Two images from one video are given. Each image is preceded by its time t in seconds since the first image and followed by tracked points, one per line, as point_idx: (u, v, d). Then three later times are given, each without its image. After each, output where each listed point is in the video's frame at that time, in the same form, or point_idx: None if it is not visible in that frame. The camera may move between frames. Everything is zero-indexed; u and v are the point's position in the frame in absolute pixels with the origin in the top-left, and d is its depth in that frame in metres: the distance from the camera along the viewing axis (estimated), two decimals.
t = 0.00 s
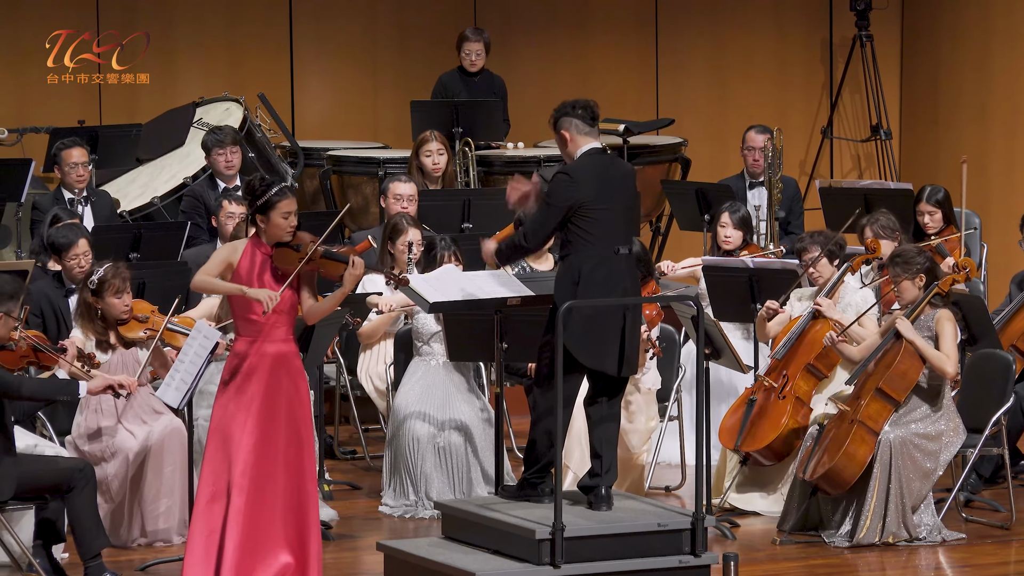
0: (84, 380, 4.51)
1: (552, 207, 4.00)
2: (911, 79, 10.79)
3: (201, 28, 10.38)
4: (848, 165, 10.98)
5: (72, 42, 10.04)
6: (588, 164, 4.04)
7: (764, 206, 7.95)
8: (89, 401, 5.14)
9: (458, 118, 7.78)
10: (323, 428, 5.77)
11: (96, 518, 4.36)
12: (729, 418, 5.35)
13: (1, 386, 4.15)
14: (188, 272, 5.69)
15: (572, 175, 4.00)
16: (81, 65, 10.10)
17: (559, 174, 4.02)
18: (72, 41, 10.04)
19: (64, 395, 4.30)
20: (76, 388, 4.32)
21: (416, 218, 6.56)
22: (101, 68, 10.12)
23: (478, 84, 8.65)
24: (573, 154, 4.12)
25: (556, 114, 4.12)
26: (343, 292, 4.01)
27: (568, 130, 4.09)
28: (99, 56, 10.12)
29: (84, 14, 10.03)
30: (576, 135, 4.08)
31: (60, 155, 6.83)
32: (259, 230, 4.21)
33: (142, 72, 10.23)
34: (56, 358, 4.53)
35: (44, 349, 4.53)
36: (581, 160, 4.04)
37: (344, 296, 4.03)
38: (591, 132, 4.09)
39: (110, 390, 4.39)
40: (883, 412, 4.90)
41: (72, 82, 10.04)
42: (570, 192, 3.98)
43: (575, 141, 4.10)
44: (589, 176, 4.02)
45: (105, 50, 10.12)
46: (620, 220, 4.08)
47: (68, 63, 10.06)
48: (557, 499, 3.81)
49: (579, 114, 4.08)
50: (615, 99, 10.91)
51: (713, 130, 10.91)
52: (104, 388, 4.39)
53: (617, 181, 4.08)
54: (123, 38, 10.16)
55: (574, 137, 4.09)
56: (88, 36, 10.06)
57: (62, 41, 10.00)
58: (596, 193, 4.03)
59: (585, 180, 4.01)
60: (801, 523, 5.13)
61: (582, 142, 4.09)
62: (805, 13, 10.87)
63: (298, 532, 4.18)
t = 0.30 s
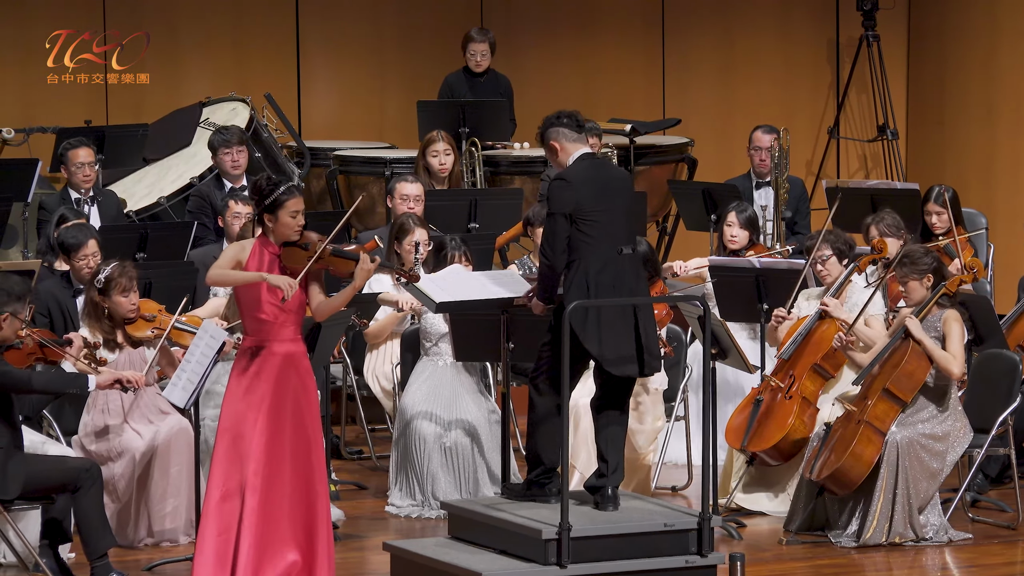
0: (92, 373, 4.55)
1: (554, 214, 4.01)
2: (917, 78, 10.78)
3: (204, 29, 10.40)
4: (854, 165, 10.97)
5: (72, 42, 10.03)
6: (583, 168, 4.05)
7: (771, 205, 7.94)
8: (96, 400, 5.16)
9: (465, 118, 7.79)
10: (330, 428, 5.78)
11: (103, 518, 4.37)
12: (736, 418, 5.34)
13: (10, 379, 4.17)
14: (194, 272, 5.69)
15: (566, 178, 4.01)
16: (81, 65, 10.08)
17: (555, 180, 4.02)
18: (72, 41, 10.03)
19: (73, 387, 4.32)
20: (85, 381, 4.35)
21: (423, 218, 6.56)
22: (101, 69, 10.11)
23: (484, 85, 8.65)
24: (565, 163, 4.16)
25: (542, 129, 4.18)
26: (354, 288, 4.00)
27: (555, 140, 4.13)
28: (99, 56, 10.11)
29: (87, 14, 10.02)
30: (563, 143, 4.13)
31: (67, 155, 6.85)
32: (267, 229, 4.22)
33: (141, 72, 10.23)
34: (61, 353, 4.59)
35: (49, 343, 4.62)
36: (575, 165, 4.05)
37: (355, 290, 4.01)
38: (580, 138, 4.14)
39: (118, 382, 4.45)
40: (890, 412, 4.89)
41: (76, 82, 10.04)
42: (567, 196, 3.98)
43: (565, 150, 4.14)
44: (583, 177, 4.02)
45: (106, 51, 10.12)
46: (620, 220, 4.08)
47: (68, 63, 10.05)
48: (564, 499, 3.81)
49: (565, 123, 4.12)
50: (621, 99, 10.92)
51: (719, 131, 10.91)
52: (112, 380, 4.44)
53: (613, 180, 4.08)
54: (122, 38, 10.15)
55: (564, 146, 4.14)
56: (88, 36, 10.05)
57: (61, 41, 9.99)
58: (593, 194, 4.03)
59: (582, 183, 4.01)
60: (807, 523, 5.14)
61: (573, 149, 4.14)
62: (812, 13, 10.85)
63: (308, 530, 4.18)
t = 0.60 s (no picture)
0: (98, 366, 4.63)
1: (550, 206, 4.01)
2: (924, 78, 10.77)
3: (209, 29, 10.41)
4: (861, 165, 10.95)
5: (72, 42, 10.02)
6: (582, 161, 4.05)
7: (778, 205, 7.94)
8: (103, 399, 5.16)
9: (472, 118, 7.80)
10: (337, 427, 5.79)
11: (110, 518, 4.38)
12: (743, 417, 5.35)
13: (17, 373, 4.16)
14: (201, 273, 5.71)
15: (566, 172, 4.01)
16: (82, 65, 10.08)
17: (554, 171, 4.02)
18: (72, 41, 10.01)
19: (80, 379, 4.34)
20: (91, 372, 4.36)
21: (430, 218, 6.57)
22: (102, 68, 10.10)
23: (490, 85, 8.66)
24: (564, 147, 4.14)
25: (545, 108, 4.13)
26: (360, 287, 4.00)
27: (557, 124, 4.11)
28: (100, 56, 10.09)
29: (91, 14, 10.02)
30: (565, 129, 4.11)
31: (73, 155, 6.86)
32: (274, 229, 4.22)
33: (144, 72, 10.24)
34: (68, 351, 4.65)
35: (55, 342, 4.65)
36: (574, 157, 4.06)
37: (362, 290, 4.02)
38: (581, 126, 4.11)
39: (119, 376, 4.46)
40: (897, 413, 4.90)
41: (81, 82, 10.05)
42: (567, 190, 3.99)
43: (566, 134, 4.12)
44: (582, 171, 4.03)
45: (106, 51, 10.10)
46: (610, 213, 4.12)
47: (69, 63, 10.04)
48: (571, 500, 3.81)
49: (569, 108, 4.10)
50: (628, 99, 10.92)
51: (726, 131, 10.90)
52: (115, 372, 4.45)
53: (608, 175, 4.10)
54: (122, 38, 10.15)
55: (565, 130, 4.11)
56: (88, 36, 10.03)
57: (62, 41, 9.98)
58: (589, 188, 4.04)
59: (581, 177, 4.02)
60: (814, 523, 5.13)
61: (573, 136, 4.12)
62: (818, 13, 10.84)
63: (315, 531, 4.18)
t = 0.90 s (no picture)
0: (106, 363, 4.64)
1: (525, 196, 4.03)
2: (931, 78, 10.75)
3: (212, 29, 10.42)
4: (868, 165, 10.93)
5: (72, 42, 10.02)
6: (567, 156, 4.07)
7: (785, 205, 7.93)
8: (110, 399, 5.16)
9: (479, 118, 7.80)
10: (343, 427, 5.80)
11: (117, 518, 4.39)
12: (749, 417, 5.34)
13: (27, 374, 4.18)
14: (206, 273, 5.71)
15: (552, 169, 4.03)
16: (82, 65, 10.08)
17: (539, 165, 4.04)
18: (72, 41, 10.02)
19: (86, 378, 4.35)
20: (96, 370, 4.37)
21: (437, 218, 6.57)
22: (102, 69, 10.11)
23: (497, 85, 8.66)
24: (553, 136, 4.14)
25: (550, 91, 4.11)
26: (365, 287, 3.99)
27: (562, 113, 4.09)
28: (99, 56, 10.10)
29: (97, 14, 10.04)
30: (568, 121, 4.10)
31: (80, 155, 6.88)
32: (281, 229, 4.24)
33: (141, 72, 10.24)
34: (76, 350, 4.66)
35: (63, 341, 4.67)
36: (561, 153, 4.07)
37: (366, 290, 4.00)
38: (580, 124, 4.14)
39: (122, 374, 4.52)
40: (904, 413, 4.88)
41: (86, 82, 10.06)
42: (549, 184, 4.01)
43: (564, 127, 4.12)
44: (568, 170, 4.04)
45: (105, 51, 10.10)
46: (591, 211, 4.13)
47: (68, 63, 10.04)
48: (577, 500, 3.81)
49: (571, 99, 4.12)
50: (634, 99, 10.92)
51: (733, 131, 10.89)
52: (117, 370, 4.51)
53: (593, 175, 4.11)
54: (122, 38, 10.15)
55: (567, 122, 4.11)
56: (88, 36, 10.03)
57: (62, 41, 9.98)
58: (573, 185, 4.06)
59: (565, 174, 4.04)
60: (821, 523, 5.13)
61: (570, 131, 4.13)
62: (825, 13, 10.83)
63: (322, 531, 4.19)
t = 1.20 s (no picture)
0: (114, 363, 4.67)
1: (515, 198, 4.06)
2: (938, 78, 10.73)
3: (217, 29, 10.43)
4: (874, 165, 10.92)
5: (72, 42, 10.02)
6: (555, 157, 4.10)
7: (791, 205, 7.92)
8: (116, 400, 5.15)
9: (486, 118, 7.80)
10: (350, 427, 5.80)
11: (124, 517, 4.39)
12: (756, 417, 5.33)
13: (34, 374, 4.17)
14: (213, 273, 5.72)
15: (540, 169, 4.05)
16: (81, 65, 10.08)
17: (527, 166, 4.07)
18: (73, 41, 10.02)
19: (93, 377, 4.36)
20: (102, 368, 4.38)
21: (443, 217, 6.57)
22: (102, 68, 10.10)
23: (504, 85, 8.66)
24: (542, 137, 4.16)
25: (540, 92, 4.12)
26: (371, 288, 4.02)
27: (552, 115, 4.11)
28: (99, 56, 10.10)
29: (105, 14, 10.06)
30: (559, 122, 4.12)
31: (87, 155, 6.89)
32: (288, 230, 4.25)
33: (143, 72, 10.25)
34: (86, 351, 4.70)
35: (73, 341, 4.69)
36: (549, 153, 4.10)
37: (372, 291, 4.02)
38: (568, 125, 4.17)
39: (126, 372, 4.57)
40: (911, 414, 4.88)
41: (91, 82, 10.07)
42: (537, 184, 4.04)
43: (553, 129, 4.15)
44: (557, 170, 4.07)
45: (105, 51, 10.10)
46: (582, 211, 4.16)
47: (68, 63, 10.04)
48: (584, 500, 3.81)
49: (561, 100, 4.12)
50: (640, 99, 10.92)
51: (739, 131, 10.89)
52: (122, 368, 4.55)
53: (582, 174, 4.14)
54: (123, 38, 10.14)
55: (557, 123, 4.14)
56: (88, 36, 10.03)
57: (62, 41, 9.98)
58: (564, 186, 4.09)
59: (553, 174, 4.07)
60: (828, 523, 5.12)
61: (558, 132, 4.15)
62: (832, 14, 10.82)
63: (329, 531, 4.19)
